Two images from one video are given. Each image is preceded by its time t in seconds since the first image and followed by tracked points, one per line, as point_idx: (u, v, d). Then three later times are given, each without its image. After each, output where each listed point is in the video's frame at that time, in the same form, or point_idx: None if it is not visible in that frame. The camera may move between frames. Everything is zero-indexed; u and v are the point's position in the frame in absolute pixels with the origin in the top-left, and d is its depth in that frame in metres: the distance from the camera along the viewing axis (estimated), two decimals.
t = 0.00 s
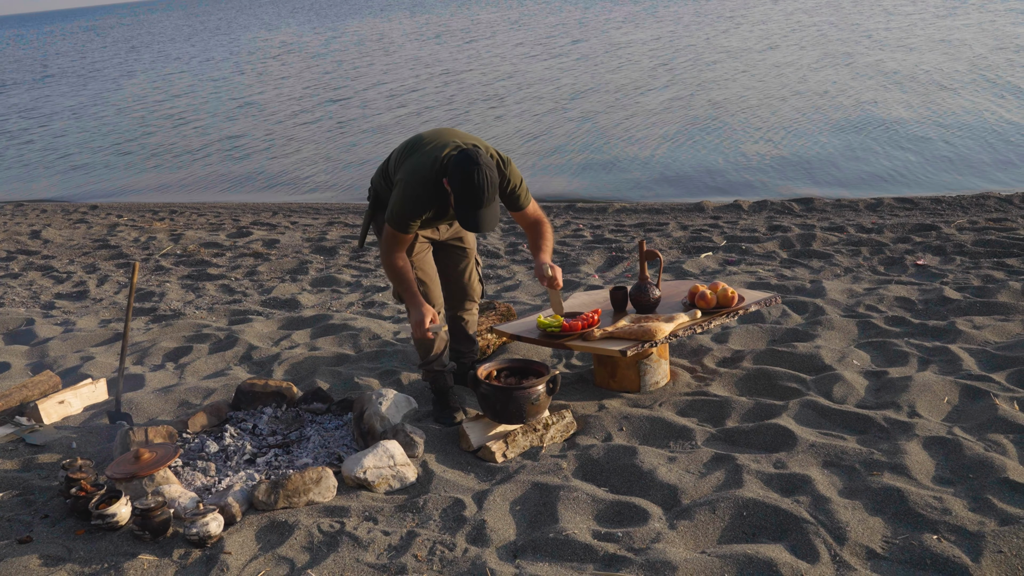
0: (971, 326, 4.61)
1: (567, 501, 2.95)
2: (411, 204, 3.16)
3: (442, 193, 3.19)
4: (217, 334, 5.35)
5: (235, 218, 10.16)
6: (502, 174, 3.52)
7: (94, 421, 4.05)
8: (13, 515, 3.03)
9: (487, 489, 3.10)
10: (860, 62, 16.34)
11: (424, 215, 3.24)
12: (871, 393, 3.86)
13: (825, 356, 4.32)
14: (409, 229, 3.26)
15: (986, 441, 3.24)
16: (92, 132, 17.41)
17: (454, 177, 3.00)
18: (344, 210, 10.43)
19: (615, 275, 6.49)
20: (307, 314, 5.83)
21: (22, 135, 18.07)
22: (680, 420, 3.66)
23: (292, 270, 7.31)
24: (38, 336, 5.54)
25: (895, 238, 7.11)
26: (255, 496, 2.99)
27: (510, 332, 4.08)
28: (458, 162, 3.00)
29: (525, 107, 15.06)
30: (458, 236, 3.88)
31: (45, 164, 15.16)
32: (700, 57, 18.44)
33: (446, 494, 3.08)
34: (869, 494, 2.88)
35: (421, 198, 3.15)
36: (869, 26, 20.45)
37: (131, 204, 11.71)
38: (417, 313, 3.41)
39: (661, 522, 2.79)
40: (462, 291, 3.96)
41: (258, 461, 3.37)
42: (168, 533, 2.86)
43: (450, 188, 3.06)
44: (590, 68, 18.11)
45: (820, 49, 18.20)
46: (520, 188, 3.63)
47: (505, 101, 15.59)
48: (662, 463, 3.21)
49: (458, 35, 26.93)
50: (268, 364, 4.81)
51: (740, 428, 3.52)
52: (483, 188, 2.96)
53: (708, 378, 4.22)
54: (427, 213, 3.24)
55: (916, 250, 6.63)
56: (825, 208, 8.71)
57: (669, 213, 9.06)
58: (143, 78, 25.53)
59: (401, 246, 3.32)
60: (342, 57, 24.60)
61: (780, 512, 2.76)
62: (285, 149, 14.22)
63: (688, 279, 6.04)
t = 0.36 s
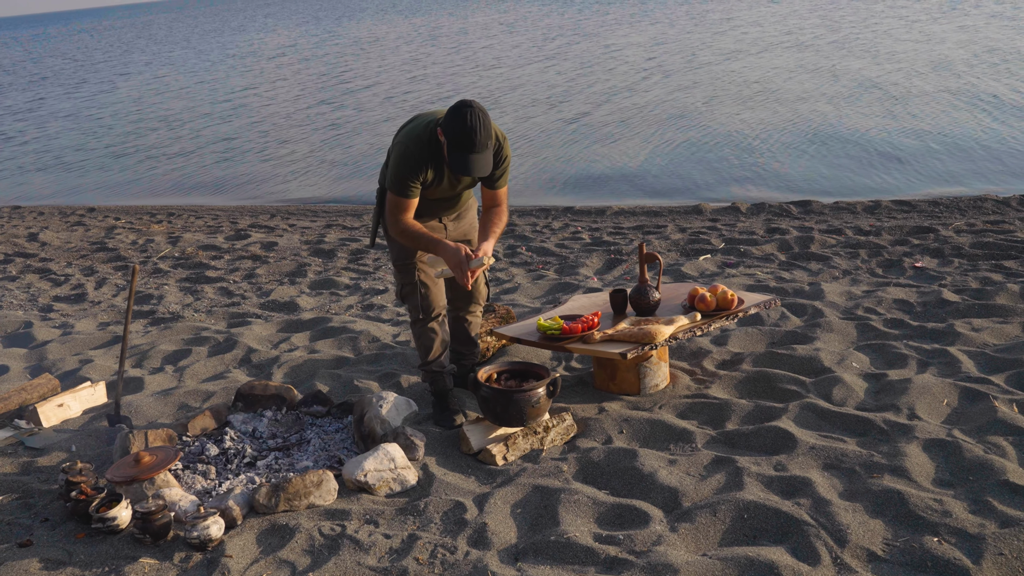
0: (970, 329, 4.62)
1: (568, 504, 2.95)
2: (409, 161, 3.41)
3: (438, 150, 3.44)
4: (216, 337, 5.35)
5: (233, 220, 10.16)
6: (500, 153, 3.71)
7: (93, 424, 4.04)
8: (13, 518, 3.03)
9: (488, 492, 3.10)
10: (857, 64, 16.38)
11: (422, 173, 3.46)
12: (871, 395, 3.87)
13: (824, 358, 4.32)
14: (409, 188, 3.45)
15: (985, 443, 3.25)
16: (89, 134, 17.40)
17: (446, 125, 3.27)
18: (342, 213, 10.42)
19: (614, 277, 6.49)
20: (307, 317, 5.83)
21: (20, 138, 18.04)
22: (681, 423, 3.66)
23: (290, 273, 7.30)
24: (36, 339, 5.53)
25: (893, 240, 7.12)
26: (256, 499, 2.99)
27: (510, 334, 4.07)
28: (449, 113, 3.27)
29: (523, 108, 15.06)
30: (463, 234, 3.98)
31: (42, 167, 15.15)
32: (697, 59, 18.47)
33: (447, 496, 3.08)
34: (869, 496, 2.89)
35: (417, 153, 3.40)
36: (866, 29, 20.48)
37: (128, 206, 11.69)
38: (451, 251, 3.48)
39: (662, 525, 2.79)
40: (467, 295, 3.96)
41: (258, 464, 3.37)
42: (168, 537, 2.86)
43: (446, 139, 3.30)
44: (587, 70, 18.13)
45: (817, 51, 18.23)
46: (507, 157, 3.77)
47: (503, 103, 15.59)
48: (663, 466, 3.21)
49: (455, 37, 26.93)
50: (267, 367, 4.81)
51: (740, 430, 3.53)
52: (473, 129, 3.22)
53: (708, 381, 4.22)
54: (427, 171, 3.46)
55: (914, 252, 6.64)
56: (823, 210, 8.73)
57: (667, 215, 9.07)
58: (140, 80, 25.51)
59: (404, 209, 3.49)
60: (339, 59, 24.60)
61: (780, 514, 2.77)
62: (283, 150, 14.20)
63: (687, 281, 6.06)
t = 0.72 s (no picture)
0: (973, 339, 4.62)
1: (571, 512, 2.95)
2: (411, 150, 3.44)
3: (443, 143, 3.45)
4: (218, 343, 5.35)
5: (236, 226, 10.18)
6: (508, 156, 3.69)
7: (96, 428, 4.05)
8: (15, 522, 3.03)
9: (490, 500, 3.10)
10: (859, 74, 16.41)
11: (424, 163, 3.48)
12: (874, 405, 3.87)
13: (827, 368, 4.32)
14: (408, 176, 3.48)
15: (988, 455, 3.25)
16: (93, 139, 17.46)
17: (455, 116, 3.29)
18: (345, 219, 10.45)
19: (616, 285, 6.50)
20: (309, 323, 5.83)
21: (24, 142, 18.11)
22: (683, 432, 3.66)
23: (293, 279, 7.31)
24: (38, 343, 5.54)
25: (896, 251, 7.12)
26: (258, 505, 2.99)
27: (513, 342, 4.07)
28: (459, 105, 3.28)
29: (526, 116, 15.10)
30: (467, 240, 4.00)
31: (46, 171, 15.20)
32: (699, 68, 18.52)
33: (449, 504, 3.08)
34: (873, 506, 2.88)
35: (421, 143, 3.43)
36: (868, 39, 20.54)
37: (132, 211, 11.73)
38: (428, 251, 3.52)
39: (665, 534, 2.79)
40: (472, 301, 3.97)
41: (260, 470, 3.37)
42: (170, 542, 2.85)
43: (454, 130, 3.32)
44: (590, 79, 18.18)
45: (819, 60, 18.28)
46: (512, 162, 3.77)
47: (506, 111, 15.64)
48: (666, 475, 3.21)
49: (459, 44, 27.04)
50: (269, 372, 4.81)
51: (743, 439, 3.52)
52: (481, 120, 3.22)
53: (710, 390, 4.22)
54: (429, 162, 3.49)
55: (916, 262, 6.65)
56: (825, 220, 8.74)
57: (670, 224, 9.09)
58: (144, 85, 25.62)
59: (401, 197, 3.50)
60: (343, 66, 24.70)
61: (784, 524, 2.77)
62: (286, 157, 14.23)
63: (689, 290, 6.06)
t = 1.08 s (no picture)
0: (979, 349, 4.61)
1: (574, 517, 2.95)
2: (421, 155, 3.39)
3: (451, 147, 3.43)
4: (223, 344, 5.37)
5: (242, 228, 10.22)
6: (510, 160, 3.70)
7: (100, 428, 4.06)
8: (19, 521, 3.04)
9: (494, 504, 3.10)
10: (864, 83, 16.40)
11: (431, 168, 3.43)
12: (879, 414, 3.86)
13: (832, 376, 4.32)
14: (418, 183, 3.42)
15: (994, 464, 3.24)
16: (100, 140, 17.53)
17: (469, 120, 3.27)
18: (350, 222, 10.47)
19: (621, 291, 6.50)
20: (314, 326, 5.85)
21: (31, 142, 18.19)
22: (687, 438, 3.66)
23: (298, 282, 7.33)
24: (44, 343, 5.56)
25: (902, 259, 7.11)
26: (262, 507, 2.99)
27: (517, 346, 4.07)
28: (473, 109, 3.27)
29: (532, 121, 15.13)
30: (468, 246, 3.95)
31: (53, 171, 15.26)
32: (705, 75, 18.54)
33: (453, 508, 3.08)
34: (878, 515, 2.88)
35: (430, 149, 3.39)
36: (874, 48, 20.56)
37: (138, 212, 11.77)
38: (415, 292, 3.62)
39: (669, 540, 2.78)
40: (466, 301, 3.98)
41: (264, 472, 3.37)
42: (174, 543, 2.86)
43: (467, 136, 3.30)
44: (596, 84, 18.20)
45: (826, 68, 18.29)
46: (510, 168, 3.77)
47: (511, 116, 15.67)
48: (670, 481, 3.20)
49: (466, 49, 27.12)
50: (274, 374, 4.82)
51: (747, 446, 3.52)
52: (496, 125, 3.21)
53: (715, 397, 4.21)
54: (438, 167, 3.45)
55: (922, 271, 6.64)
56: (830, 228, 8.73)
57: (675, 231, 9.09)
58: (152, 87, 25.73)
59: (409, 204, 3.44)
60: (349, 69, 24.77)
61: (788, 531, 2.76)
62: (292, 159, 14.27)
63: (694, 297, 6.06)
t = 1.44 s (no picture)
0: (984, 351, 4.60)
1: (577, 517, 2.95)
2: (424, 160, 3.35)
3: (451, 146, 3.43)
4: (227, 342, 5.38)
5: (247, 226, 10.24)
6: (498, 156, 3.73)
7: (104, 425, 4.07)
8: (24, 517, 3.05)
9: (498, 503, 3.10)
10: (869, 83, 16.36)
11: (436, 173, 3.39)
12: (883, 415, 3.85)
13: (836, 377, 4.31)
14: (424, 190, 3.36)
15: (998, 466, 3.23)
16: (105, 137, 17.57)
17: (469, 118, 3.28)
18: (355, 221, 10.48)
19: (625, 291, 6.49)
20: (317, 324, 5.86)
21: (36, 139, 18.24)
22: (691, 438, 3.65)
23: (302, 280, 7.35)
24: (49, 340, 5.58)
25: (906, 261, 7.10)
26: (266, 504, 3.00)
27: (521, 345, 4.07)
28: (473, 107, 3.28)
29: (536, 121, 15.12)
30: (463, 246, 3.95)
31: (58, 168, 15.29)
32: (710, 74, 18.50)
33: (456, 506, 3.08)
34: (881, 516, 2.87)
35: (433, 152, 3.37)
36: (880, 48, 20.50)
37: (142, 210, 11.80)
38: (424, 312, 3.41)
39: (672, 540, 2.78)
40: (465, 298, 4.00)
41: (268, 470, 3.38)
42: (177, 540, 2.86)
43: (468, 134, 3.31)
44: (601, 84, 18.18)
45: (831, 69, 18.23)
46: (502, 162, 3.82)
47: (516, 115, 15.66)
48: (673, 481, 3.20)
49: (471, 48, 27.10)
50: (278, 372, 4.82)
51: (751, 447, 3.51)
52: (496, 121, 3.22)
53: (719, 397, 4.21)
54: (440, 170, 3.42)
55: (927, 273, 6.62)
56: (835, 229, 8.71)
57: (679, 231, 9.08)
58: (158, 84, 25.77)
59: (419, 212, 3.36)
60: (353, 67, 24.79)
61: (792, 532, 2.76)
62: (296, 157, 14.27)
63: (699, 297, 6.05)
